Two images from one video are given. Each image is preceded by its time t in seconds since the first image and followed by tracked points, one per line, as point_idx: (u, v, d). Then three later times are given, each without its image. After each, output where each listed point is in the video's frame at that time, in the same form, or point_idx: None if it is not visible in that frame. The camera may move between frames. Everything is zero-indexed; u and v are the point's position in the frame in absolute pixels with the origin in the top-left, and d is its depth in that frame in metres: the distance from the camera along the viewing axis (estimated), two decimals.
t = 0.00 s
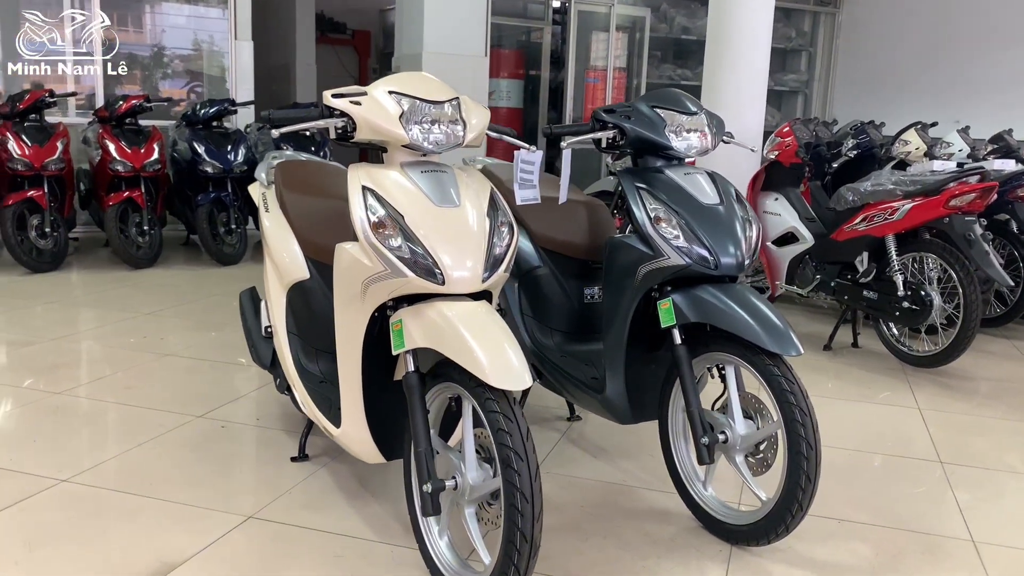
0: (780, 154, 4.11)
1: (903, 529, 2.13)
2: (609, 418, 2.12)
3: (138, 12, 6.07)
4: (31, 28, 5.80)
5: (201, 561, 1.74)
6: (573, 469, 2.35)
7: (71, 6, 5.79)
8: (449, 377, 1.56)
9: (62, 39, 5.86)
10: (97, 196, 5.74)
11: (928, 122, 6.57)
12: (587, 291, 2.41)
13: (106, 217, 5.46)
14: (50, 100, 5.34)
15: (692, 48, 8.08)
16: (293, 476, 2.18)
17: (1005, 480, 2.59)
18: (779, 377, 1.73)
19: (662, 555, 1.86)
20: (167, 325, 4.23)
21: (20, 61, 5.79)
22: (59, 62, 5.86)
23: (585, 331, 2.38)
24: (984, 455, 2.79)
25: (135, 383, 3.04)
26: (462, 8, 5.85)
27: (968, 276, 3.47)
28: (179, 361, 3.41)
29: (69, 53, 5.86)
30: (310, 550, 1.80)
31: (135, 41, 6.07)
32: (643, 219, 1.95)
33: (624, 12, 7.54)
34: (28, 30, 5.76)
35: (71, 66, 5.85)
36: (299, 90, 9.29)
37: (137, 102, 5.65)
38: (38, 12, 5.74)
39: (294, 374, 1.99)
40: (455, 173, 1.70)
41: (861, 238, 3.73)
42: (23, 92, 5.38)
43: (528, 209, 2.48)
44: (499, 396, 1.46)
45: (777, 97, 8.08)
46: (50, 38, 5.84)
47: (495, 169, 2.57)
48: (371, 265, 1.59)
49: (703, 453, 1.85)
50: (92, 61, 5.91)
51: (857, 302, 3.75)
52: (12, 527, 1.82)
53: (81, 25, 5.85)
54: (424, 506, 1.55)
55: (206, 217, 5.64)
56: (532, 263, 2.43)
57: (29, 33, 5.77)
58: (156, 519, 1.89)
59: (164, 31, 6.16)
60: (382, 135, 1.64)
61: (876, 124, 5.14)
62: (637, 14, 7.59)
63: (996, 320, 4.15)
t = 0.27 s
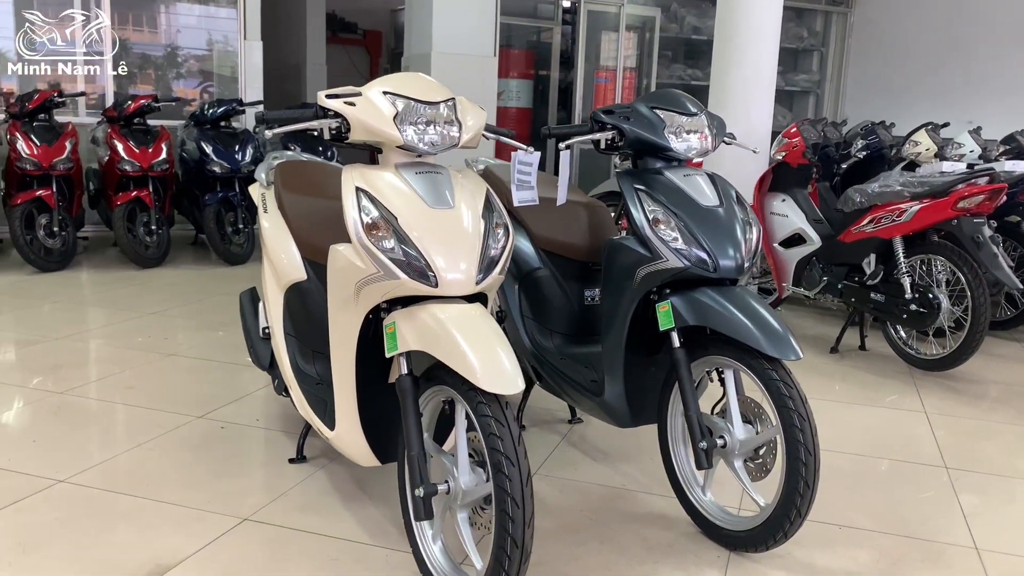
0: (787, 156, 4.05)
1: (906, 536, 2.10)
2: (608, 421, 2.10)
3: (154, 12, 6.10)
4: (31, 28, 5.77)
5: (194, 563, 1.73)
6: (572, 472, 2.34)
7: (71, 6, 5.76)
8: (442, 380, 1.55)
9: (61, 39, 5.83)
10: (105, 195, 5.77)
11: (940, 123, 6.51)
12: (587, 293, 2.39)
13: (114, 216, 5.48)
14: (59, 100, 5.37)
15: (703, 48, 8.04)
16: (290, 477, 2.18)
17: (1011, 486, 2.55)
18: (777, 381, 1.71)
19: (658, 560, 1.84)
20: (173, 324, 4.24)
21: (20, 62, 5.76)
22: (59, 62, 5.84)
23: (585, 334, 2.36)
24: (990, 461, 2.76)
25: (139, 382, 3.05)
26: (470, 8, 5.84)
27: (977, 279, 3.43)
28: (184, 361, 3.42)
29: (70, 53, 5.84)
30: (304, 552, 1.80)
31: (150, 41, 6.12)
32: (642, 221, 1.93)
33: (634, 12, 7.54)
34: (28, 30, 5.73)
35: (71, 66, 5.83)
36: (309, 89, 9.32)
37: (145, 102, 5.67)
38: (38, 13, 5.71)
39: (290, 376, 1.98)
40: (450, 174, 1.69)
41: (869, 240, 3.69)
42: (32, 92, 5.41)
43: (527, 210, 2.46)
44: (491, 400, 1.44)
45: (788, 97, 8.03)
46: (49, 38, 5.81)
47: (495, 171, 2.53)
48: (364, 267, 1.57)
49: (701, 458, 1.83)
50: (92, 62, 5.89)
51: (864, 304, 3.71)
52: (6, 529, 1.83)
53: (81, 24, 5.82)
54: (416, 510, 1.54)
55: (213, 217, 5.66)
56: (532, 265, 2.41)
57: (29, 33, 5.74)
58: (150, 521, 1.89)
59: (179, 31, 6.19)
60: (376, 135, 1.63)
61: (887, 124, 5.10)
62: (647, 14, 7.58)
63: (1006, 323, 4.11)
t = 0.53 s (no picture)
0: (795, 156, 4.01)
1: (910, 543, 2.07)
2: (608, 425, 2.09)
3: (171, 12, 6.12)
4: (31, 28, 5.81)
5: (187, 565, 1.72)
6: (573, 475, 2.32)
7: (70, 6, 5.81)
8: (437, 383, 1.53)
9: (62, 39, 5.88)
10: (114, 195, 5.79)
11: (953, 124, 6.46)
12: (589, 296, 2.38)
13: (122, 216, 5.50)
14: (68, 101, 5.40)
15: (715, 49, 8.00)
16: (289, 479, 2.17)
17: (1019, 493, 2.52)
18: (777, 386, 1.69)
19: (656, 566, 1.82)
20: (180, 324, 4.26)
21: (18, 62, 5.80)
22: (59, 62, 5.89)
23: (586, 336, 2.35)
24: (998, 467, 2.72)
25: (142, 382, 3.05)
26: (479, 8, 5.83)
27: (986, 283, 3.39)
28: (188, 361, 3.43)
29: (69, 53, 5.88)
30: (299, 555, 1.79)
31: (164, 41, 6.15)
32: (641, 223, 1.91)
33: (644, 13, 7.54)
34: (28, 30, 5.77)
35: (71, 66, 5.88)
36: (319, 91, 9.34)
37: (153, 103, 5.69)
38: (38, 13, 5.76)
39: (288, 378, 1.97)
40: (447, 176, 1.68)
41: (876, 243, 3.66)
42: (41, 92, 5.44)
43: (530, 210, 2.43)
44: (484, 404, 1.43)
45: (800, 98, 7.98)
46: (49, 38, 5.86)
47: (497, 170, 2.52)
48: (358, 269, 1.56)
49: (700, 463, 1.80)
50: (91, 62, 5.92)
51: (872, 307, 3.68)
52: (3, 529, 1.82)
53: (81, 24, 5.86)
54: (409, 515, 1.52)
55: (221, 218, 5.68)
56: (533, 267, 2.39)
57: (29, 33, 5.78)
58: (146, 522, 1.89)
59: (194, 32, 6.19)
60: (372, 136, 1.62)
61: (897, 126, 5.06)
62: (658, 14, 7.58)
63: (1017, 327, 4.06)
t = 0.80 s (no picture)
0: (804, 159, 3.97)
1: (915, 551, 2.04)
2: (609, 429, 2.07)
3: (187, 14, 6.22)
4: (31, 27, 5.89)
5: (183, 567, 1.72)
6: (574, 479, 2.31)
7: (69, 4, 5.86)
8: (432, 387, 1.52)
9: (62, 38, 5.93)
10: (123, 196, 5.82)
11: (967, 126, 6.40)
12: (591, 299, 2.36)
13: (132, 217, 5.52)
14: (78, 102, 5.43)
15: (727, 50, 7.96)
16: (289, 481, 2.17)
17: None
18: (778, 392, 1.67)
19: (655, 572, 1.80)
20: (188, 325, 4.27)
21: (19, 61, 5.85)
22: (60, 62, 5.92)
23: (588, 339, 2.33)
24: (1007, 474, 2.69)
25: (147, 382, 3.06)
26: (489, 8, 5.81)
27: (997, 287, 3.34)
28: (195, 362, 3.43)
29: (69, 53, 5.92)
30: (295, 558, 1.78)
31: (180, 43, 6.23)
32: (641, 226, 1.89)
33: (655, 15, 7.52)
34: (29, 31, 5.84)
35: (73, 67, 5.93)
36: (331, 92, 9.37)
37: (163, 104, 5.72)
38: (37, 13, 5.81)
39: (287, 381, 1.96)
40: (444, 178, 1.66)
41: (885, 246, 3.62)
42: (52, 94, 5.47)
43: (533, 211, 2.43)
44: (478, 409, 1.42)
45: (813, 99, 7.92)
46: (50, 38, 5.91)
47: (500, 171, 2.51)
48: (353, 271, 1.55)
49: (701, 469, 1.78)
50: (91, 62, 5.95)
51: (881, 311, 3.64)
52: (2, 529, 1.83)
53: (82, 24, 5.89)
54: (404, 520, 1.51)
55: (230, 219, 5.69)
56: (535, 269, 2.38)
57: (29, 35, 5.85)
58: (144, 524, 1.88)
59: (208, 34, 6.26)
60: (369, 138, 1.61)
61: (909, 128, 5.02)
62: (669, 15, 7.56)
63: None
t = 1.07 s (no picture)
0: (814, 159, 3.97)
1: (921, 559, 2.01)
2: (611, 431, 2.05)
3: (204, 15, 6.27)
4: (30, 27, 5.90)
5: (180, 568, 1.72)
6: (577, 482, 2.29)
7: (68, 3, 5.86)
8: (429, 389, 1.51)
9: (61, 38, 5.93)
10: (134, 196, 5.85)
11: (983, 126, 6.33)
12: (594, 300, 2.34)
13: (142, 217, 5.55)
14: (90, 103, 5.46)
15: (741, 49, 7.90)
16: (289, 483, 2.16)
17: None
18: (780, 395, 1.65)
19: None
20: (197, 325, 4.28)
21: (19, 62, 5.84)
22: (59, 62, 5.94)
23: (591, 341, 2.31)
24: (1018, 480, 2.64)
25: (153, 381, 3.07)
26: (501, 8, 5.80)
27: (1010, 289, 3.28)
28: (202, 361, 3.44)
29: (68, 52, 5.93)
30: (293, 559, 1.77)
31: (195, 44, 6.30)
32: (643, 227, 1.87)
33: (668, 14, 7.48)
34: (29, 31, 5.84)
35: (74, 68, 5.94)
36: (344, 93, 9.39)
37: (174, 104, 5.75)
38: (37, 13, 5.82)
39: (286, 381, 1.96)
40: (443, 178, 1.65)
41: (895, 247, 3.58)
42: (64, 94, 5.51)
43: (536, 211, 2.43)
44: (473, 411, 1.40)
45: (827, 99, 7.85)
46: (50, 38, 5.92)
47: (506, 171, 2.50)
48: (350, 272, 1.54)
49: (703, 472, 1.76)
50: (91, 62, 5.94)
51: (892, 313, 3.59)
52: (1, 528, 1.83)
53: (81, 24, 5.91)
54: (399, 522, 1.50)
55: (240, 219, 5.69)
56: (539, 270, 2.36)
57: (29, 34, 5.85)
58: (144, 524, 1.88)
59: (225, 34, 6.29)
60: (366, 138, 1.60)
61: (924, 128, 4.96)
62: (681, 15, 7.52)
63: None
